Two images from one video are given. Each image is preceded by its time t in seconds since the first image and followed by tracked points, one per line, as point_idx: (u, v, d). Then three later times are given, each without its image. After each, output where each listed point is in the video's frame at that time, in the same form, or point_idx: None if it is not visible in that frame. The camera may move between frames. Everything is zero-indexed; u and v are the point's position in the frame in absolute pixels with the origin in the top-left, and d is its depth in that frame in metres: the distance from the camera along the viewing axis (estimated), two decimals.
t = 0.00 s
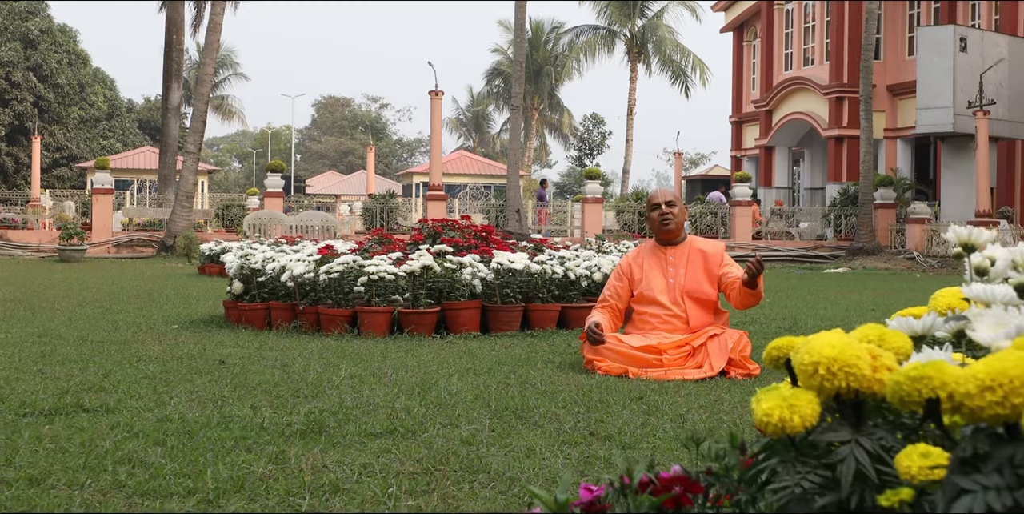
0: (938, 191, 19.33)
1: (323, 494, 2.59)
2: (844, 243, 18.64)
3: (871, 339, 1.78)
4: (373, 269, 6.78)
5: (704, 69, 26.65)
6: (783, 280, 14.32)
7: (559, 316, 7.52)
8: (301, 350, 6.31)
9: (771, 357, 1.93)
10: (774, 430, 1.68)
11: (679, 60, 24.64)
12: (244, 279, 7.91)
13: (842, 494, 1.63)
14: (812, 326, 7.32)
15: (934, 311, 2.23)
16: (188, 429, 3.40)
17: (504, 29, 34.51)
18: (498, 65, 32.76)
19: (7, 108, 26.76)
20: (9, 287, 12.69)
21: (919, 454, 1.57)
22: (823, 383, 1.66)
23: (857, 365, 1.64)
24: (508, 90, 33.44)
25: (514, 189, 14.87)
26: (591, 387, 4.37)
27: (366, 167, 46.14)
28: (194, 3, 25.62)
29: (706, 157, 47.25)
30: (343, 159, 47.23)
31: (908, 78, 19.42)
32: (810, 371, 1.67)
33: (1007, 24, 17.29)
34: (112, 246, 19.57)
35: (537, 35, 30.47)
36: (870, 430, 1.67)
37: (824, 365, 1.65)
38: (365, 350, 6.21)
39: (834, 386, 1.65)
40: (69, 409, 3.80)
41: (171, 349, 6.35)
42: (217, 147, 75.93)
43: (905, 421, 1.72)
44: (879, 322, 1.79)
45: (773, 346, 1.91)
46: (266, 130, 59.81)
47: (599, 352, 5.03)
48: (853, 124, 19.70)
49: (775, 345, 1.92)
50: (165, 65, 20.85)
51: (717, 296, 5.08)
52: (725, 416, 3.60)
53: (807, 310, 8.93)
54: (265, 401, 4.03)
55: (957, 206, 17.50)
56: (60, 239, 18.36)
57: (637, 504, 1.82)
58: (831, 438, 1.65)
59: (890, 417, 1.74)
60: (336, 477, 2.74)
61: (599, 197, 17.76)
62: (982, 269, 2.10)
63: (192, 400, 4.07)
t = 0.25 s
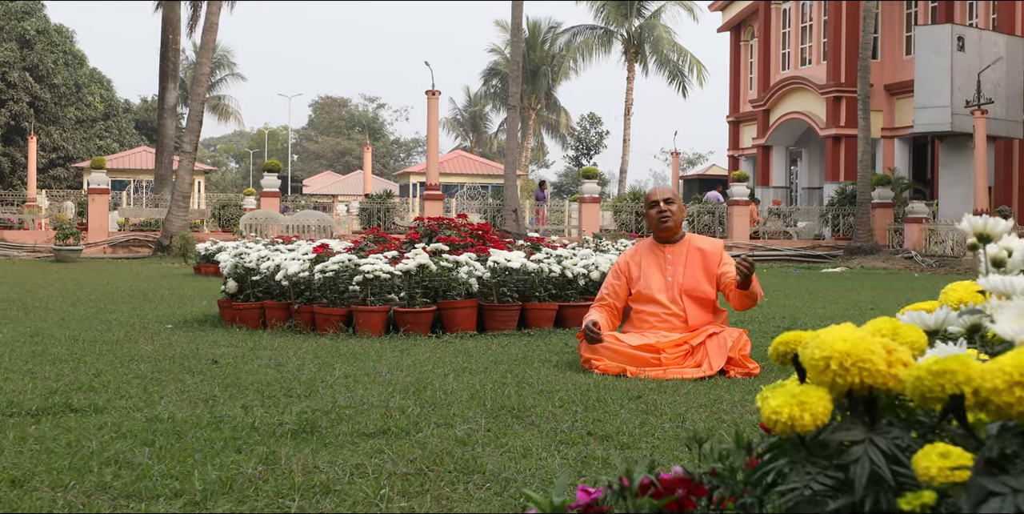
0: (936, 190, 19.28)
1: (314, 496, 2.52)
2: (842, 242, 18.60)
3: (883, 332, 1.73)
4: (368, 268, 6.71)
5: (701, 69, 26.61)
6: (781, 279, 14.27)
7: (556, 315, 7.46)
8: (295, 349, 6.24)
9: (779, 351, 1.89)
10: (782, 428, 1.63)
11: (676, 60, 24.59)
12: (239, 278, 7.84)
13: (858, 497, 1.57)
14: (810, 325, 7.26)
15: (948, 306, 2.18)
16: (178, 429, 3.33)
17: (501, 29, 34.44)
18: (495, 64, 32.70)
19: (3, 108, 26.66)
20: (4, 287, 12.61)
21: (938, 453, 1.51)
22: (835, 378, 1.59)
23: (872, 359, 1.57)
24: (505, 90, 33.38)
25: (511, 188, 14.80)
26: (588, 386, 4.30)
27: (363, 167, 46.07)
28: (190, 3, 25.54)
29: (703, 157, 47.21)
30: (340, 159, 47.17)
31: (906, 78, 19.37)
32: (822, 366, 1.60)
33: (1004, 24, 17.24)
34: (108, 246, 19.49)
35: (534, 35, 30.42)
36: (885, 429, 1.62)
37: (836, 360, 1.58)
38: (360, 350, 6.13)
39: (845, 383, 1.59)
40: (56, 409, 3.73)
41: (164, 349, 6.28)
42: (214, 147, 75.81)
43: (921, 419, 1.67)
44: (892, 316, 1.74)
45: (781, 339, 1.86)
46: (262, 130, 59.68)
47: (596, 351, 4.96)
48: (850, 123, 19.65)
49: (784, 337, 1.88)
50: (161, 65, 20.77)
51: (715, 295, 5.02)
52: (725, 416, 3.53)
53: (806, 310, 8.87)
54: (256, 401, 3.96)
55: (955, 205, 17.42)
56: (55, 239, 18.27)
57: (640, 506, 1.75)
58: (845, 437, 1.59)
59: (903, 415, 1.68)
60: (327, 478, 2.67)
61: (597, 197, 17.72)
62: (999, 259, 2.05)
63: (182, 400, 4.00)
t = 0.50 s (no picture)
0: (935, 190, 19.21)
1: (304, 499, 2.45)
2: (841, 242, 18.54)
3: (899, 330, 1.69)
4: (364, 266, 6.64)
5: (700, 68, 26.54)
6: (780, 279, 14.20)
7: (553, 314, 7.39)
8: (290, 349, 6.17)
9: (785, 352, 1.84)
10: (791, 432, 1.57)
11: (675, 60, 24.51)
12: (234, 277, 7.78)
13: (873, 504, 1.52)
14: (810, 325, 7.19)
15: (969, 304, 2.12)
16: (166, 431, 3.26)
17: (500, 28, 34.33)
18: (494, 64, 32.62)
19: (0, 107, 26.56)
20: None
21: (958, 456, 1.46)
22: (848, 378, 1.54)
23: (888, 357, 1.52)
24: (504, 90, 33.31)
25: (509, 188, 14.72)
26: (586, 386, 4.23)
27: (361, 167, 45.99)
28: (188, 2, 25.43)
29: (701, 157, 47.16)
30: (338, 159, 47.07)
31: (905, 77, 19.30)
32: (836, 362, 1.55)
33: (1004, 23, 17.16)
34: (106, 245, 19.40)
35: (532, 34, 30.35)
36: (900, 432, 1.57)
37: (849, 358, 1.53)
38: (355, 350, 6.06)
39: (858, 382, 1.54)
40: (44, 409, 3.65)
41: (158, 349, 6.21)
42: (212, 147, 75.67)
43: (938, 422, 1.62)
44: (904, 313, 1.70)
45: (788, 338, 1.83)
46: (260, 130, 59.58)
47: (594, 351, 4.89)
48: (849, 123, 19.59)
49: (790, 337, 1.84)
50: (159, 64, 20.68)
51: (715, 295, 4.95)
52: (725, 416, 3.47)
53: (806, 309, 8.80)
54: (249, 402, 3.89)
55: (954, 205, 17.34)
56: (52, 239, 18.18)
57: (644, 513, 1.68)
58: (859, 440, 1.54)
59: (917, 419, 1.64)
60: (318, 480, 2.60)
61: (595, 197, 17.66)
62: (1017, 253, 2.00)
63: (172, 401, 3.93)
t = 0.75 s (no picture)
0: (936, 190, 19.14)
1: (294, 510, 2.38)
2: (841, 242, 18.47)
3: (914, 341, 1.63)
4: (362, 268, 6.57)
5: (700, 69, 26.48)
6: (781, 280, 14.13)
7: (553, 316, 7.32)
8: (286, 352, 6.09)
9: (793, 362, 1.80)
10: (805, 452, 1.53)
11: (675, 60, 24.44)
12: (230, 279, 7.71)
13: None
14: (812, 327, 7.12)
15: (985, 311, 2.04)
16: (157, 439, 3.19)
17: (500, 29, 34.25)
18: (494, 65, 32.55)
19: None
20: None
21: (984, 483, 1.44)
22: (867, 396, 1.50)
23: (911, 375, 1.47)
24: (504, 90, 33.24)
25: (509, 188, 14.64)
26: (586, 390, 4.15)
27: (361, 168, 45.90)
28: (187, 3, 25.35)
29: (701, 157, 47.08)
30: (338, 160, 47.02)
31: (906, 78, 19.23)
32: (858, 378, 1.49)
33: (1005, 23, 17.09)
34: (105, 246, 19.34)
35: (532, 35, 30.28)
36: (923, 453, 1.53)
37: (866, 374, 1.48)
38: (353, 352, 5.99)
39: (876, 400, 1.49)
40: (32, 415, 3.59)
41: (153, 351, 6.14)
42: (212, 148, 75.60)
43: (959, 441, 1.59)
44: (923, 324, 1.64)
45: (798, 349, 1.78)
46: (260, 130, 59.49)
47: (594, 353, 4.82)
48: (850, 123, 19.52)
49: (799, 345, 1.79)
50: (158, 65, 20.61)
51: (716, 298, 4.87)
52: (728, 421, 3.40)
53: (808, 311, 8.73)
54: (242, 407, 3.82)
55: (955, 205, 17.26)
56: (51, 240, 18.10)
57: None
58: (880, 463, 1.51)
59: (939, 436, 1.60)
60: (310, 491, 2.53)
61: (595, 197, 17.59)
62: None
63: (165, 407, 3.87)
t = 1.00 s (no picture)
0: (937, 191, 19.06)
1: None
2: (842, 244, 18.40)
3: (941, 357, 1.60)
4: (361, 270, 6.52)
5: (701, 69, 26.42)
6: (783, 281, 14.06)
7: (554, 319, 7.24)
8: (284, 355, 6.03)
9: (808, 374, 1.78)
10: (827, 476, 1.48)
11: (676, 61, 24.39)
12: (228, 280, 7.65)
13: None
14: (815, 329, 7.05)
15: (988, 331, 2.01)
16: (150, 446, 3.14)
17: (500, 29, 34.17)
18: (494, 65, 32.50)
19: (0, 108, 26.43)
20: None
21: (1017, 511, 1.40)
22: (892, 415, 1.45)
23: (938, 395, 1.42)
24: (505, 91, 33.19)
25: (510, 190, 14.58)
26: (587, 395, 4.09)
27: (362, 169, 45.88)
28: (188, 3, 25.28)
29: (702, 158, 47.09)
30: (339, 160, 46.95)
31: (907, 79, 19.15)
32: (881, 399, 1.45)
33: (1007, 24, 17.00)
34: (104, 247, 19.28)
35: (533, 36, 30.23)
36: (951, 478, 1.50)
37: (893, 393, 1.44)
38: (351, 355, 5.92)
39: (905, 421, 1.44)
40: (23, 421, 3.52)
41: (149, 354, 6.08)
42: (214, 149, 75.65)
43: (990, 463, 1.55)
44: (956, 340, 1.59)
45: (814, 362, 1.77)
46: (261, 131, 59.46)
47: (595, 358, 4.76)
48: (851, 124, 19.44)
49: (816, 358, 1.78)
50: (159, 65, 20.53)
51: (719, 301, 4.80)
52: (732, 427, 3.33)
53: (811, 313, 8.66)
54: (237, 413, 3.76)
55: (957, 207, 17.17)
56: (51, 240, 18.03)
57: None
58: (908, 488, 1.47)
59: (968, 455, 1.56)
60: (305, 501, 2.47)
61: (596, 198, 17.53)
62: None
63: (159, 412, 3.81)
